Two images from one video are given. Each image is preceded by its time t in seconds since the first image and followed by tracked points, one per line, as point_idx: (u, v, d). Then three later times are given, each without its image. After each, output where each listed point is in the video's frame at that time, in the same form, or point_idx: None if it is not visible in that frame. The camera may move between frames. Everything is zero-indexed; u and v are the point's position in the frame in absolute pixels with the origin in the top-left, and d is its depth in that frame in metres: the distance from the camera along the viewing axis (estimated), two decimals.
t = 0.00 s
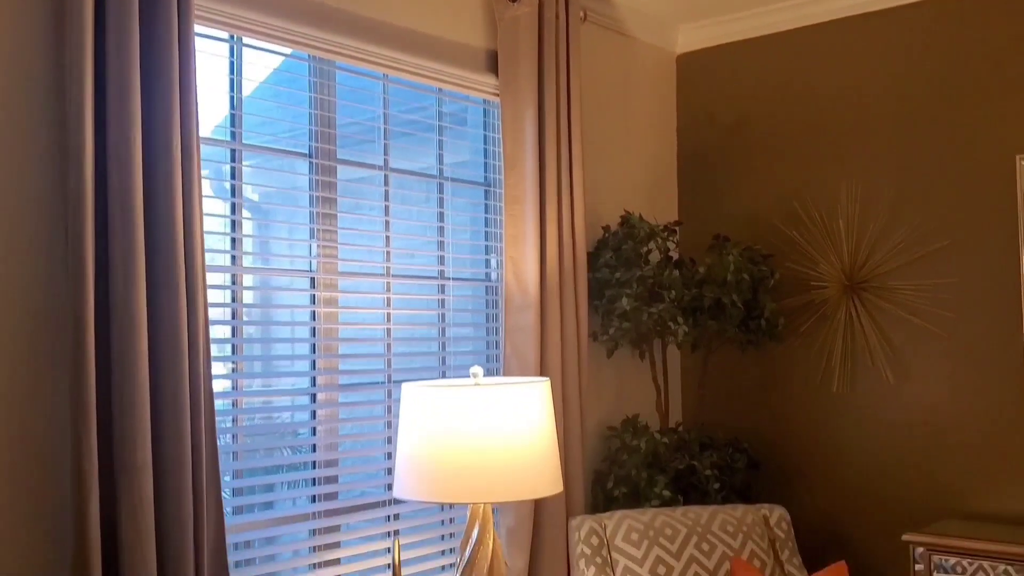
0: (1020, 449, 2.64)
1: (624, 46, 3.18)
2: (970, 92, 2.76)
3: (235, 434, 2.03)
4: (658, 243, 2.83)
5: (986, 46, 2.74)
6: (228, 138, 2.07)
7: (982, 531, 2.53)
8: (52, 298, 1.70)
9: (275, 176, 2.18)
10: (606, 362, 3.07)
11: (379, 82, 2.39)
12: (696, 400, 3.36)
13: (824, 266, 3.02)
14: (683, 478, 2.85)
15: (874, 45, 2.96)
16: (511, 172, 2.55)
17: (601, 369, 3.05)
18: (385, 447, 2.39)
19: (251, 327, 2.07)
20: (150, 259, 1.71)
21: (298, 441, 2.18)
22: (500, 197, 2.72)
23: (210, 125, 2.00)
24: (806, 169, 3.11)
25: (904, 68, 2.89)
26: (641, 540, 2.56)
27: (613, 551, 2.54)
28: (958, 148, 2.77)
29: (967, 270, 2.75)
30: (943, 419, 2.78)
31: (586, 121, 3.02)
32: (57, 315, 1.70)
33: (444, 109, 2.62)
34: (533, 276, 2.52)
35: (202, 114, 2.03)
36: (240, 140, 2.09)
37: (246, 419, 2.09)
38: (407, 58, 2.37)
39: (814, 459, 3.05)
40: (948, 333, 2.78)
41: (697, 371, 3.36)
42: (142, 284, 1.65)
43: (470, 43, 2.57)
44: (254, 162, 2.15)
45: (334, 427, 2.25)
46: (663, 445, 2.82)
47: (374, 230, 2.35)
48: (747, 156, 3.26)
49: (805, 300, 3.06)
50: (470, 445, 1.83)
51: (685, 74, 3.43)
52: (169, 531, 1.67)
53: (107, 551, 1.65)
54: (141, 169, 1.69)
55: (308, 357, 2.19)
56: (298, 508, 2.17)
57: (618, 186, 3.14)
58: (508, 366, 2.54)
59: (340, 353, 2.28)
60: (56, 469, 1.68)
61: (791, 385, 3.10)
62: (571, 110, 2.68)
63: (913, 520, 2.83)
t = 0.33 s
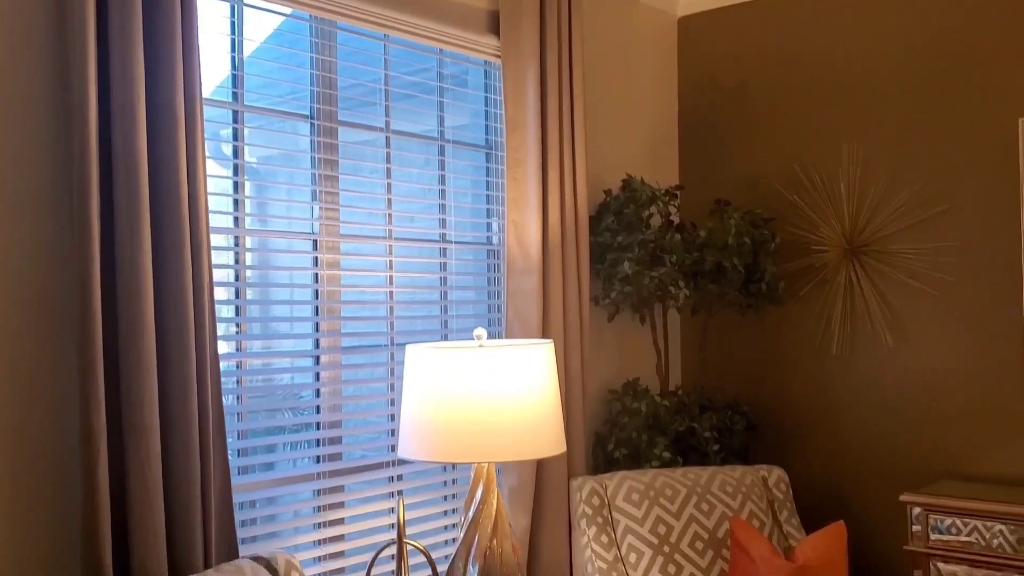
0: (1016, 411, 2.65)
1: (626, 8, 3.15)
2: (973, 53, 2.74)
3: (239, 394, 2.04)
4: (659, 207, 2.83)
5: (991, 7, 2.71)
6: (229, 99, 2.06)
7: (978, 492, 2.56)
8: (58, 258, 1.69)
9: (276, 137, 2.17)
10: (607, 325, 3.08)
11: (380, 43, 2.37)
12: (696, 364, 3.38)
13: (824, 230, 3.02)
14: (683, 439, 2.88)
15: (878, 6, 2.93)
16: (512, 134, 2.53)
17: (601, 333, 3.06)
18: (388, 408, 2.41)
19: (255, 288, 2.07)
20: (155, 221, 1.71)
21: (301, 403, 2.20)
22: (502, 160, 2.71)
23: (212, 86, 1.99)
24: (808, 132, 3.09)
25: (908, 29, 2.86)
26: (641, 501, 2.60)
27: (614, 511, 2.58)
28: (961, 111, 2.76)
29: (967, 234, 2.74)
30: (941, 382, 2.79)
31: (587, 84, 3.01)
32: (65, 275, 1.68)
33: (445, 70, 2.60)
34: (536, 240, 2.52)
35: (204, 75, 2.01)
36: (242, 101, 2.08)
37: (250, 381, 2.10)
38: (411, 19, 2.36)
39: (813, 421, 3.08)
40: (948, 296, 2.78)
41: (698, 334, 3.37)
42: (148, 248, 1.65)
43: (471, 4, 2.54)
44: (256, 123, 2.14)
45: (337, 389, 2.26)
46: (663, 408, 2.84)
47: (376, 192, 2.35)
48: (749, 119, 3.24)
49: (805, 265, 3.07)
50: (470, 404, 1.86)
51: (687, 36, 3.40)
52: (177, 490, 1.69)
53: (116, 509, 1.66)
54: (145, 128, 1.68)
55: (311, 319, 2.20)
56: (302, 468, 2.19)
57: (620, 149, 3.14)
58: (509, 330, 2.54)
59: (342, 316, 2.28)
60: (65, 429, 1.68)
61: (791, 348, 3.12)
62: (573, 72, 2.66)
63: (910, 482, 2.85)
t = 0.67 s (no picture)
0: (1000, 360, 2.68)
1: None
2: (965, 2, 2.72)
3: (232, 346, 2.04)
4: (649, 159, 2.82)
5: None
6: (218, 48, 2.03)
7: (961, 439, 2.61)
8: (47, 206, 1.66)
9: (265, 86, 2.14)
10: (597, 278, 3.09)
11: None
12: (685, 316, 3.40)
13: (814, 182, 3.03)
14: (672, 390, 2.92)
15: None
16: (503, 84, 2.51)
17: (592, 286, 3.07)
18: (380, 360, 2.42)
19: (247, 239, 2.06)
20: (146, 170, 1.69)
21: (294, 354, 2.20)
22: (492, 111, 2.69)
23: (200, 34, 1.96)
24: (799, 84, 3.08)
25: None
26: (631, 450, 2.64)
27: (604, 460, 2.62)
28: (951, 61, 2.75)
29: (956, 185, 2.75)
30: (926, 333, 2.82)
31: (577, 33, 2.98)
32: (55, 221, 1.66)
33: (435, 18, 2.56)
34: (526, 190, 2.52)
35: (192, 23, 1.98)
36: (231, 50, 2.05)
37: (242, 333, 2.10)
38: None
39: (800, 371, 3.11)
40: (935, 247, 2.80)
41: (687, 286, 3.39)
42: (139, 196, 1.64)
43: None
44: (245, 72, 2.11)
45: (329, 340, 2.27)
46: (653, 359, 2.87)
47: (366, 143, 2.33)
48: (739, 70, 3.22)
49: (795, 217, 3.08)
50: (460, 357, 1.87)
51: None
52: (172, 439, 1.70)
53: (112, 457, 1.67)
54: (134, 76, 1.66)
55: (303, 270, 2.19)
56: (296, 419, 2.20)
57: (610, 101, 3.12)
58: (500, 281, 2.55)
59: (333, 267, 2.28)
60: (59, 378, 1.67)
61: (780, 300, 3.14)
62: (563, 20, 2.64)
63: (894, 430, 2.90)
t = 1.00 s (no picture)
0: (981, 308, 2.73)
1: None
2: None
3: (222, 294, 2.04)
4: (637, 108, 2.81)
5: None
6: None
7: (942, 386, 2.66)
8: (33, 151, 1.63)
9: (252, 32, 2.11)
10: (584, 228, 3.09)
11: None
12: (671, 267, 3.42)
13: (800, 131, 3.03)
14: (658, 340, 2.94)
15: None
16: (491, 31, 2.50)
17: (578, 236, 3.07)
18: (369, 309, 2.42)
19: (236, 187, 2.05)
20: (133, 116, 1.67)
21: (284, 303, 2.20)
22: (479, 58, 2.65)
23: None
24: (788, 32, 3.06)
25: None
26: (619, 398, 2.67)
27: (592, 408, 2.65)
28: (940, 9, 2.75)
29: (942, 135, 2.77)
30: (909, 281, 2.86)
31: None
32: (42, 167, 1.63)
33: None
34: (514, 139, 2.52)
35: None
36: None
37: (232, 281, 2.10)
38: None
39: (784, 320, 3.15)
40: (919, 197, 2.82)
41: (674, 237, 3.40)
42: (128, 139, 1.62)
43: None
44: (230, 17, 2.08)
45: (319, 289, 2.27)
46: (640, 309, 2.90)
47: (354, 91, 2.30)
48: (728, 17, 3.20)
49: (781, 166, 3.08)
50: (450, 304, 1.88)
51: None
52: (165, 386, 1.70)
53: (106, 404, 1.67)
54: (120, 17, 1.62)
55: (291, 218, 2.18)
56: (288, 367, 2.21)
57: (597, 49, 3.09)
58: (489, 230, 2.56)
59: (321, 216, 2.27)
60: (50, 325, 1.66)
61: (766, 250, 3.16)
62: None
63: (877, 377, 2.95)
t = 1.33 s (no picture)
0: (960, 272, 2.77)
1: None
2: None
3: (209, 258, 2.03)
4: (622, 72, 2.81)
5: None
6: None
7: (921, 349, 2.72)
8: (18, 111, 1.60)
9: None
10: (569, 194, 3.10)
11: None
12: (654, 232, 3.44)
13: (784, 97, 3.04)
14: (643, 304, 2.96)
15: None
16: None
17: (563, 202, 3.08)
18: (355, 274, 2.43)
19: (221, 151, 2.03)
20: (120, 76, 1.65)
21: (270, 268, 2.19)
22: (463, 21, 2.64)
23: None
24: None
25: None
26: (604, 362, 2.70)
27: (578, 373, 2.68)
28: None
29: (923, 99, 2.79)
30: (890, 245, 2.90)
31: None
32: (27, 131, 1.61)
33: None
34: (500, 103, 2.52)
35: None
36: None
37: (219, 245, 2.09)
38: None
39: (766, 285, 3.19)
40: (900, 162, 2.85)
41: (658, 202, 3.41)
42: (115, 97, 1.60)
43: None
44: None
45: (305, 254, 2.26)
46: (624, 274, 2.92)
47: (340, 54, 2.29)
48: None
49: (765, 131, 3.10)
50: (437, 267, 1.88)
51: None
52: (155, 349, 1.70)
53: (96, 369, 1.67)
54: None
55: (277, 181, 2.17)
56: (275, 331, 2.21)
57: (582, 14, 3.08)
58: (475, 195, 2.57)
59: (308, 180, 2.26)
60: (38, 290, 1.65)
61: (748, 215, 3.19)
62: None
63: (857, 340, 3.00)
